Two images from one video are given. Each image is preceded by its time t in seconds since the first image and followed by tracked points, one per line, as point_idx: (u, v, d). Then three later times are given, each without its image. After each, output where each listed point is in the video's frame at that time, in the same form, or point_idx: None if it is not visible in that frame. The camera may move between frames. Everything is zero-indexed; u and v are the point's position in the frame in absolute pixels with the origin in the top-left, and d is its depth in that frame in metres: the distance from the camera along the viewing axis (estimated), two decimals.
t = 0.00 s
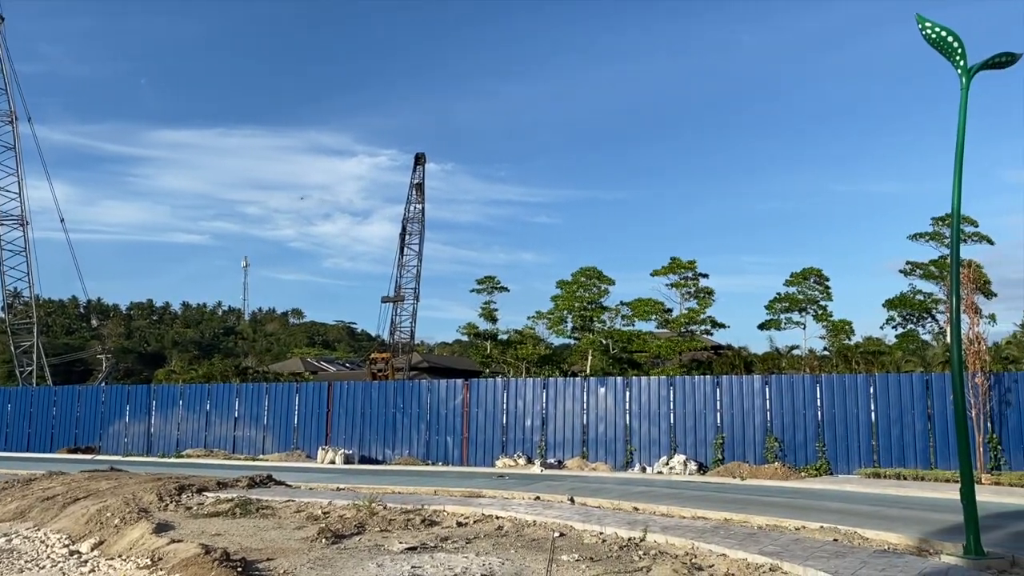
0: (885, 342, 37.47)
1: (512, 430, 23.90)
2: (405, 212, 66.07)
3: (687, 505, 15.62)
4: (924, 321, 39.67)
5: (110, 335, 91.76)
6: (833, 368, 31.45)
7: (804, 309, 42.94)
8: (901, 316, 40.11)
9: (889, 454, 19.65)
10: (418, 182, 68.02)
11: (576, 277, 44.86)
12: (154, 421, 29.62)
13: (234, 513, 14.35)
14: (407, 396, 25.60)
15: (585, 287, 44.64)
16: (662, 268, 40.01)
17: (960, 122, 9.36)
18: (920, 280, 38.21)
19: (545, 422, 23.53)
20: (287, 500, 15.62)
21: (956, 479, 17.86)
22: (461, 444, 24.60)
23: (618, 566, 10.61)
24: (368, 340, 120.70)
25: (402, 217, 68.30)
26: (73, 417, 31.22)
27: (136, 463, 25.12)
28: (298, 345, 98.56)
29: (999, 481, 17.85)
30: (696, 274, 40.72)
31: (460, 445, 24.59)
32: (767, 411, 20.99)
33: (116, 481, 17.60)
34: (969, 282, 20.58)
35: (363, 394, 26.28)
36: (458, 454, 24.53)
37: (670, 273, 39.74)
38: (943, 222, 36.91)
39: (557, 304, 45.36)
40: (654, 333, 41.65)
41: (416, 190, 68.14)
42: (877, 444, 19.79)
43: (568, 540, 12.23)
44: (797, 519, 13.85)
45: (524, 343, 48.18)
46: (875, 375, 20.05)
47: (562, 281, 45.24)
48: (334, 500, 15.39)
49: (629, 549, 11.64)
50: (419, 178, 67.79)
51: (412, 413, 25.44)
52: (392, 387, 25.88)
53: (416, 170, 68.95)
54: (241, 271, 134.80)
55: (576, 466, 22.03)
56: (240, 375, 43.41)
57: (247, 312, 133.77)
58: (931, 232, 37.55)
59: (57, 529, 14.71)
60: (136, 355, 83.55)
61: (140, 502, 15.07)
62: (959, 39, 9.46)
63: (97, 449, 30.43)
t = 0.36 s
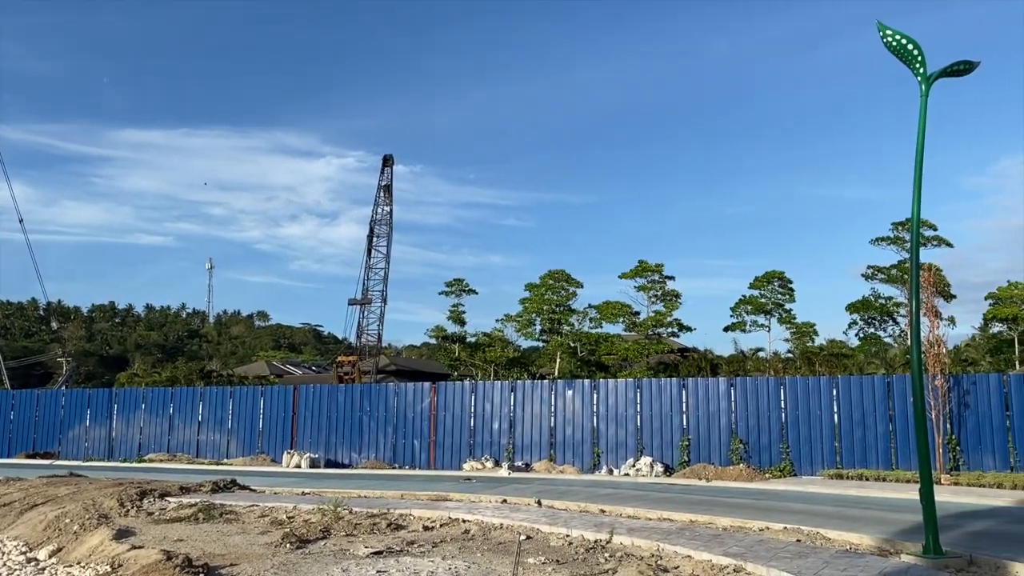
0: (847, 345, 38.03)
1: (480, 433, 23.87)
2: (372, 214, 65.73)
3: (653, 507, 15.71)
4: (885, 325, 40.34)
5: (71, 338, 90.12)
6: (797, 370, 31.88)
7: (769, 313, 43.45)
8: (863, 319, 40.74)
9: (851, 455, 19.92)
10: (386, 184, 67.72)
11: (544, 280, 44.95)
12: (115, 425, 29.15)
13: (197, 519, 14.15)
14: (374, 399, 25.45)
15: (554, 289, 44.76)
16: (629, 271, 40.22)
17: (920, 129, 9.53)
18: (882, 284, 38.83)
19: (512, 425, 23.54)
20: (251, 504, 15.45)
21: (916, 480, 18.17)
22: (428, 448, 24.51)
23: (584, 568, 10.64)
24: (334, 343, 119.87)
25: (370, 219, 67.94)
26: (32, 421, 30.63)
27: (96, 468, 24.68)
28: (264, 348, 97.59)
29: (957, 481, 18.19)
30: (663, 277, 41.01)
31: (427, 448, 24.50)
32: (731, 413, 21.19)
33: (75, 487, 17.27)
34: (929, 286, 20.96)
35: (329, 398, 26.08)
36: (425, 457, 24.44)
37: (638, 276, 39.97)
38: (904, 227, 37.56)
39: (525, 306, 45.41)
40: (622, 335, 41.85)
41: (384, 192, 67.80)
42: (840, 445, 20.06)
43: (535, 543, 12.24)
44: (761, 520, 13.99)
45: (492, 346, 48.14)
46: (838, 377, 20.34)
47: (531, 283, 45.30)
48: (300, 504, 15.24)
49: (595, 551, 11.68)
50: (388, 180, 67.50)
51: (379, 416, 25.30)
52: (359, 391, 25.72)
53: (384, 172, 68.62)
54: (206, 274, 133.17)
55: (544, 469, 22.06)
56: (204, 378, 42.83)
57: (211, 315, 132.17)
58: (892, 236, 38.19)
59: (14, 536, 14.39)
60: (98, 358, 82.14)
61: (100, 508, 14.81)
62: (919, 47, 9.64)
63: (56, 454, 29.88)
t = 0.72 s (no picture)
0: (810, 349, 38.55)
1: (446, 438, 23.81)
2: (339, 217, 65.28)
3: (618, 510, 15.79)
4: (847, 329, 40.97)
5: (29, 341, 88.29)
6: (760, 374, 32.27)
7: (734, 317, 43.92)
8: (825, 323, 41.31)
9: (813, 457, 20.20)
10: (353, 186, 67.30)
11: (512, 284, 44.99)
12: (74, 431, 28.64)
13: (157, 525, 13.93)
14: (339, 403, 25.27)
15: (521, 293, 44.82)
16: (596, 275, 40.41)
17: (881, 137, 9.71)
18: (843, 289, 39.44)
19: (479, 429, 23.51)
20: (213, 510, 15.25)
21: (876, 482, 18.46)
22: (393, 452, 24.39)
23: (549, 571, 10.67)
24: (300, 347, 118.85)
25: (336, 221, 67.46)
26: None
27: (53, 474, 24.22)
28: (228, 352, 96.45)
29: (916, 483, 18.52)
30: (629, 281, 41.27)
31: (392, 453, 24.38)
32: (696, 417, 21.37)
33: (31, 493, 16.90)
34: (890, 291, 21.32)
35: (294, 402, 25.85)
36: (390, 462, 24.32)
37: (604, 280, 40.18)
38: (864, 233, 38.20)
39: (493, 310, 45.40)
40: (588, 339, 42.01)
41: (350, 195, 67.35)
42: (802, 448, 20.33)
43: (500, 547, 12.24)
44: (724, 522, 14.13)
45: (459, 349, 48.03)
46: (800, 381, 20.63)
47: (498, 287, 45.31)
48: (263, 510, 15.08)
49: (560, 555, 11.72)
50: (354, 183, 67.07)
51: (344, 420, 25.12)
52: (324, 395, 25.53)
53: (351, 174, 68.19)
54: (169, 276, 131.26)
55: (510, 473, 22.07)
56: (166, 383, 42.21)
57: (174, 318, 130.30)
58: (852, 242, 38.84)
59: None
60: (57, 362, 80.56)
61: (57, 515, 14.51)
62: (879, 56, 9.81)
63: (13, 460, 29.32)
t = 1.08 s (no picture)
0: (775, 353, 38.99)
1: (413, 442, 23.73)
2: (306, 220, 64.78)
3: (585, 514, 15.85)
4: (812, 334, 41.48)
5: None
6: (726, 378, 32.60)
7: (700, 321, 44.29)
8: (791, 327, 41.79)
9: (777, 461, 20.44)
10: (320, 189, 66.84)
11: (480, 288, 44.98)
12: (33, 436, 28.14)
13: (117, 532, 13.71)
14: (305, 407, 25.06)
15: (490, 297, 44.83)
16: (565, 279, 40.54)
17: (843, 144, 9.87)
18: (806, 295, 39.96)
19: (446, 433, 23.46)
20: (176, 516, 15.05)
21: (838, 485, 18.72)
22: (360, 457, 24.24)
23: None
24: (266, 351, 117.72)
25: (304, 224, 66.92)
26: None
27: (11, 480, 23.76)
28: (192, 356, 95.21)
29: (878, 486, 18.80)
30: (598, 286, 41.43)
31: (359, 457, 24.23)
32: (662, 421, 21.52)
33: None
34: (852, 296, 21.64)
35: (259, 406, 25.60)
36: (357, 466, 24.17)
37: (573, 285, 40.32)
38: (827, 239, 38.75)
39: (462, 314, 45.35)
40: (557, 343, 42.12)
41: (318, 197, 66.85)
42: (767, 452, 20.56)
43: (466, 552, 12.23)
44: (688, 525, 14.25)
45: (428, 353, 47.90)
46: (765, 385, 20.87)
47: (467, 291, 45.28)
48: (226, 516, 14.92)
49: (526, 559, 11.73)
50: (321, 185, 66.60)
51: (310, 425, 24.92)
52: (290, 399, 25.32)
53: (318, 176, 67.70)
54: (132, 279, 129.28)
55: (477, 477, 22.05)
56: (128, 387, 41.60)
57: (138, 321, 128.33)
58: (815, 249, 39.36)
59: None
60: (16, 365, 78.93)
61: (15, 522, 14.23)
62: (841, 65, 9.98)
63: None
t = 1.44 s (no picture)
0: (738, 358, 39.39)
1: (377, 448, 23.57)
2: (270, 223, 64.12)
3: (549, 520, 15.85)
4: (775, 339, 41.97)
5: None
6: (690, 383, 32.86)
7: (666, 326, 44.60)
8: (754, 333, 42.27)
9: (739, 465, 20.63)
10: (285, 192, 66.25)
11: (447, 292, 44.86)
12: None
13: (72, 539, 13.43)
14: (267, 412, 24.79)
15: (456, 302, 44.72)
16: (531, 284, 40.61)
17: (804, 153, 10.01)
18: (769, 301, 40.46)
19: (411, 438, 23.35)
20: (134, 523, 14.79)
21: (799, 489, 18.94)
22: (323, 463, 24.02)
23: None
24: (229, 355, 116.27)
25: (268, 227, 66.22)
26: None
27: None
28: (153, 360, 93.72)
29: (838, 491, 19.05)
30: (564, 291, 41.55)
31: (322, 463, 24.01)
32: (627, 426, 21.62)
33: None
34: (813, 303, 21.93)
35: (221, 412, 25.26)
36: (320, 472, 23.95)
37: (539, 289, 40.40)
38: (790, 246, 39.29)
39: (427, 318, 45.20)
40: (523, 348, 42.16)
41: (283, 200, 66.22)
42: (729, 457, 20.74)
43: (429, 558, 12.16)
44: (652, 530, 14.31)
45: (393, 358, 47.65)
46: (728, 390, 21.08)
47: (433, 295, 45.15)
48: (185, 523, 14.70)
49: (489, 565, 11.70)
50: (286, 188, 66.00)
51: (273, 430, 24.65)
52: (252, 404, 25.03)
53: (284, 179, 67.09)
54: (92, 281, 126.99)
55: (442, 483, 21.97)
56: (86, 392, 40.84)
57: (97, 324, 126.05)
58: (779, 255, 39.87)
59: None
60: None
61: None
62: (803, 75, 10.12)
63: None
